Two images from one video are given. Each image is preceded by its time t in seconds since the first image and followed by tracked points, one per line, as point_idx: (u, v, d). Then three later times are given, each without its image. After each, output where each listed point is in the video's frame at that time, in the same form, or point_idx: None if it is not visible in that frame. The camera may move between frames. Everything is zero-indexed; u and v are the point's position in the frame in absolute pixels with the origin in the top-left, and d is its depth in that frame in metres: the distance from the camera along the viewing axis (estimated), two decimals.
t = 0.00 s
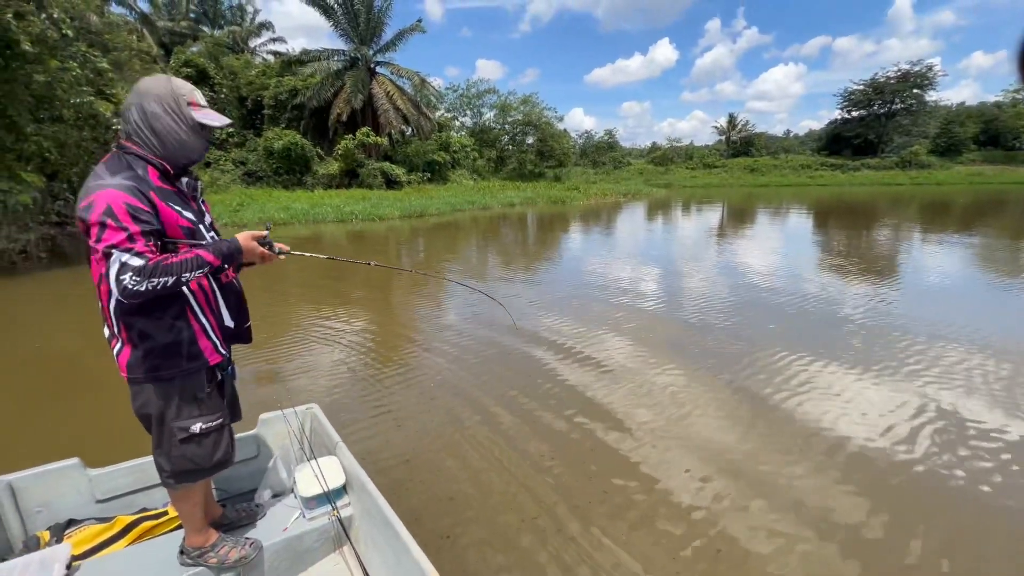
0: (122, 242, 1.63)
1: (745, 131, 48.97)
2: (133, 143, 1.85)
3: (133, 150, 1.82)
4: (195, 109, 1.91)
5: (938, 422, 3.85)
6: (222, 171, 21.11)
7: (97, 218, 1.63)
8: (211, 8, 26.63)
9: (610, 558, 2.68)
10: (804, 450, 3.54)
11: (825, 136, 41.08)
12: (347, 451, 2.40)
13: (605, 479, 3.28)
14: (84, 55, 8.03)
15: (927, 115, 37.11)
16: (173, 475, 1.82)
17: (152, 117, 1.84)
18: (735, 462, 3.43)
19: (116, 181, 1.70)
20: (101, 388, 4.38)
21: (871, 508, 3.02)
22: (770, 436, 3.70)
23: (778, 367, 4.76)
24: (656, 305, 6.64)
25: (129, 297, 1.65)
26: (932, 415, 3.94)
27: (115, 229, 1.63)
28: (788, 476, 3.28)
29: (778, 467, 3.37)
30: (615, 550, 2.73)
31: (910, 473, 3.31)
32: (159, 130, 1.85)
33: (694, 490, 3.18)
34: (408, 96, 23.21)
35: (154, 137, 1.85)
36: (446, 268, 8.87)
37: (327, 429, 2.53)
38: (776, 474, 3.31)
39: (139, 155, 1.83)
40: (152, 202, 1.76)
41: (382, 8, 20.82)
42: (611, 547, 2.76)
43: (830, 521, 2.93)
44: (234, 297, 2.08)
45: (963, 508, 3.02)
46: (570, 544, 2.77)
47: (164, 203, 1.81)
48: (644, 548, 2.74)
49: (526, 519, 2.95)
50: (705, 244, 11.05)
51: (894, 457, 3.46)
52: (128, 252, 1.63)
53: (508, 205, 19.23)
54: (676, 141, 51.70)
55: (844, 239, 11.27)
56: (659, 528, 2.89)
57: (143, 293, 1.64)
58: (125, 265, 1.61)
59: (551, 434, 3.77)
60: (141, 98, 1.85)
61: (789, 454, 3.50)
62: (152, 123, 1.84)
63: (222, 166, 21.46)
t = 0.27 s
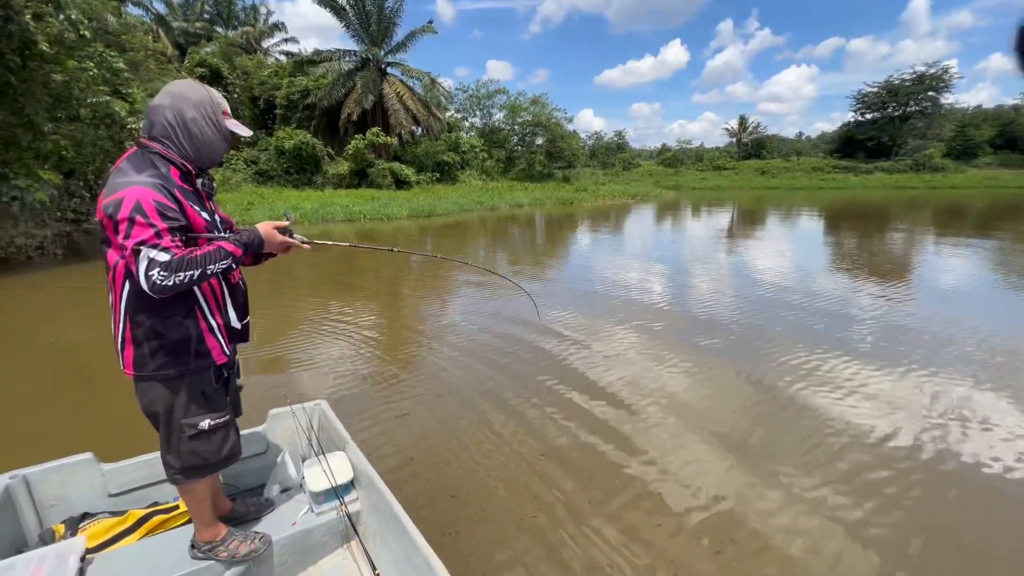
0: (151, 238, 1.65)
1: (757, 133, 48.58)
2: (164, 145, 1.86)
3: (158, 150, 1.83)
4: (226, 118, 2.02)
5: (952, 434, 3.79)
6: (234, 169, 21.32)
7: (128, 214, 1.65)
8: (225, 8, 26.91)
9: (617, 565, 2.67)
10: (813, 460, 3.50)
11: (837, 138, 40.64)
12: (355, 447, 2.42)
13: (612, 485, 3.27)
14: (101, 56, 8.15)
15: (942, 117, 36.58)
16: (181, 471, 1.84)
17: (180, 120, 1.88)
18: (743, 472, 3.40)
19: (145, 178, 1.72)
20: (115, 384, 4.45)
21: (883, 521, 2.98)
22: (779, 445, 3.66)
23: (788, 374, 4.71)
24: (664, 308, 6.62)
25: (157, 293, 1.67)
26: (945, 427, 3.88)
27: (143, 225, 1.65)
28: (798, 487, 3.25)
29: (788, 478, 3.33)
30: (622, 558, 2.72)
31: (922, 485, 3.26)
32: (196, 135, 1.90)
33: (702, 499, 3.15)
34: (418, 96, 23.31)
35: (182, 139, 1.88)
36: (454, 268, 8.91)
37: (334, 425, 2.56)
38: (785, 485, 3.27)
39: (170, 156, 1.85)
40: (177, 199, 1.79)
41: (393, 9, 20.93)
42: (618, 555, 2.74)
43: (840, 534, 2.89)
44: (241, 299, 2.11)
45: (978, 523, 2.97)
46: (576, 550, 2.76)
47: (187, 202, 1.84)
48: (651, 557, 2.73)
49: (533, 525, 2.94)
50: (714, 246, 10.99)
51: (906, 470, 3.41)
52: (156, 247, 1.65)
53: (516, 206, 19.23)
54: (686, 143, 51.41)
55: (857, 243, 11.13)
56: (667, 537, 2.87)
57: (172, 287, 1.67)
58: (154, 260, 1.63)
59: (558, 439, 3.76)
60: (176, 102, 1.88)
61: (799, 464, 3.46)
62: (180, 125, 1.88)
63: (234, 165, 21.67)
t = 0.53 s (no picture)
0: (161, 230, 1.66)
1: (767, 135, 48.18)
2: (176, 140, 1.88)
3: (169, 146, 1.85)
4: (241, 120, 2.05)
5: (967, 442, 3.70)
6: (244, 167, 21.49)
7: (139, 207, 1.67)
8: (237, 7, 27.12)
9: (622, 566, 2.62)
10: (824, 464, 3.43)
11: (849, 140, 40.20)
12: (359, 442, 2.43)
13: (617, 487, 3.22)
14: (114, 54, 8.23)
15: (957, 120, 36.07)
16: (178, 467, 1.85)
17: (191, 118, 1.89)
18: (750, 475, 3.36)
19: (154, 173, 1.73)
20: (123, 377, 4.49)
21: (895, 528, 2.91)
22: (789, 450, 3.59)
23: (798, 378, 4.64)
24: (671, 309, 6.58)
25: (170, 284, 1.68)
26: (960, 433, 3.79)
27: (152, 218, 1.67)
28: (807, 492, 3.18)
29: (798, 482, 3.27)
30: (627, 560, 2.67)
31: (937, 493, 3.18)
32: (210, 135, 1.92)
33: (710, 502, 3.09)
34: (427, 95, 23.36)
35: (193, 138, 1.90)
36: (460, 267, 8.92)
37: (339, 421, 2.57)
38: (795, 488, 3.20)
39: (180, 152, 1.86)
40: (186, 193, 1.80)
41: (403, 8, 21.00)
42: (624, 556, 2.69)
43: (852, 540, 2.82)
44: (243, 297, 2.12)
45: (993, 531, 2.89)
46: (581, 552, 2.72)
47: (196, 197, 1.86)
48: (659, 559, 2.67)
49: (537, 525, 2.90)
50: (722, 248, 10.92)
51: (920, 476, 3.33)
52: (166, 239, 1.66)
53: (524, 205, 19.21)
54: (695, 143, 51.14)
55: (868, 247, 10.99)
56: (673, 540, 2.81)
57: (183, 279, 1.68)
58: (164, 252, 1.64)
59: (564, 440, 3.71)
60: (194, 101, 1.90)
61: (809, 468, 3.39)
62: (191, 123, 1.89)
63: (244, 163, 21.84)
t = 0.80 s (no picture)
0: (156, 229, 1.68)
1: (777, 134, 47.75)
2: (176, 137, 1.89)
3: (169, 142, 1.86)
4: (240, 117, 2.07)
5: (976, 449, 3.64)
6: (253, 163, 21.61)
7: (134, 205, 1.68)
8: (247, 3, 27.23)
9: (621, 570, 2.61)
10: (830, 469, 3.38)
11: (860, 140, 39.75)
12: (361, 439, 2.44)
13: (619, 489, 3.20)
14: (125, 50, 8.29)
15: (971, 120, 35.57)
16: (184, 460, 1.88)
17: (192, 115, 1.91)
18: (753, 477, 3.34)
19: (150, 169, 1.74)
20: (130, 371, 4.54)
21: (900, 536, 2.87)
22: (794, 454, 3.55)
23: (804, 381, 4.59)
24: (677, 310, 6.55)
25: (164, 282, 1.70)
26: (969, 440, 3.74)
27: (147, 216, 1.68)
28: (811, 497, 3.15)
29: (802, 487, 3.23)
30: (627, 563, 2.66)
31: (942, 499, 3.15)
32: (210, 131, 1.94)
33: (712, 506, 3.07)
34: (435, 93, 23.35)
35: (193, 134, 1.91)
36: (466, 264, 8.91)
37: (341, 418, 2.58)
38: (800, 494, 3.17)
39: (180, 149, 1.88)
40: (184, 191, 1.82)
41: (411, 5, 20.98)
42: (624, 560, 2.68)
43: (855, 547, 2.79)
44: (249, 290, 2.12)
45: (1001, 541, 2.84)
46: (580, 554, 2.71)
47: (194, 195, 1.87)
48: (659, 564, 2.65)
49: (538, 524, 2.91)
50: (730, 248, 10.84)
51: (927, 484, 3.28)
52: (161, 237, 1.67)
53: (530, 204, 19.19)
54: (704, 143, 50.81)
55: (878, 248, 10.86)
56: (674, 544, 2.79)
57: (175, 278, 1.70)
58: (158, 250, 1.66)
59: (566, 440, 3.70)
60: (193, 97, 1.92)
61: (814, 473, 3.35)
62: (192, 120, 1.91)
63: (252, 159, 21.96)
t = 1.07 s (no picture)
0: (143, 226, 1.68)
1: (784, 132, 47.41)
2: (174, 136, 1.91)
3: (166, 142, 1.88)
4: (239, 115, 2.06)
5: (982, 452, 3.60)
6: (258, 159, 21.67)
7: (122, 203, 1.69)
8: None
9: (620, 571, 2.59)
10: (832, 470, 3.37)
11: (868, 139, 39.41)
12: (360, 438, 2.45)
13: (618, 488, 3.20)
14: (131, 45, 8.29)
15: (981, 119, 35.19)
16: (183, 458, 1.89)
17: (189, 115, 1.91)
18: (755, 476, 3.33)
19: (140, 167, 1.75)
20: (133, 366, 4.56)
21: (903, 539, 2.84)
22: (796, 456, 3.52)
23: (808, 382, 4.55)
24: (681, 308, 6.52)
25: (149, 280, 1.70)
26: (974, 444, 3.69)
27: (135, 214, 1.69)
28: (813, 499, 3.12)
29: (804, 489, 3.20)
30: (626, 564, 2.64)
31: (944, 500, 3.13)
32: (208, 131, 1.94)
33: (712, 507, 3.04)
34: (440, 89, 23.32)
35: (192, 134, 1.92)
36: (469, 261, 8.91)
37: (341, 416, 2.60)
38: (801, 496, 3.14)
39: (178, 149, 1.90)
40: (176, 189, 1.82)
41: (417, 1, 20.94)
42: (623, 561, 2.66)
43: (855, 547, 2.78)
44: (248, 291, 2.14)
45: (1006, 546, 2.80)
46: (579, 554, 2.69)
47: (188, 193, 1.88)
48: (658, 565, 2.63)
49: (537, 521, 2.90)
50: (735, 247, 10.78)
51: (932, 487, 3.24)
52: (146, 236, 1.68)
53: (534, 201, 19.16)
54: (710, 141, 50.55)
55: (884, 248, 10.77)
56: (674, 545, 2.77)
57: (160, 276, 1.70)
58: (143, 249, 1.67)
59: (566, 439, 3.68)
60: (189, 97, 1.92)
61: (816, 473, 3.33)
62: (189, 119, 1.91)
63: (258, 154, 22.02)
